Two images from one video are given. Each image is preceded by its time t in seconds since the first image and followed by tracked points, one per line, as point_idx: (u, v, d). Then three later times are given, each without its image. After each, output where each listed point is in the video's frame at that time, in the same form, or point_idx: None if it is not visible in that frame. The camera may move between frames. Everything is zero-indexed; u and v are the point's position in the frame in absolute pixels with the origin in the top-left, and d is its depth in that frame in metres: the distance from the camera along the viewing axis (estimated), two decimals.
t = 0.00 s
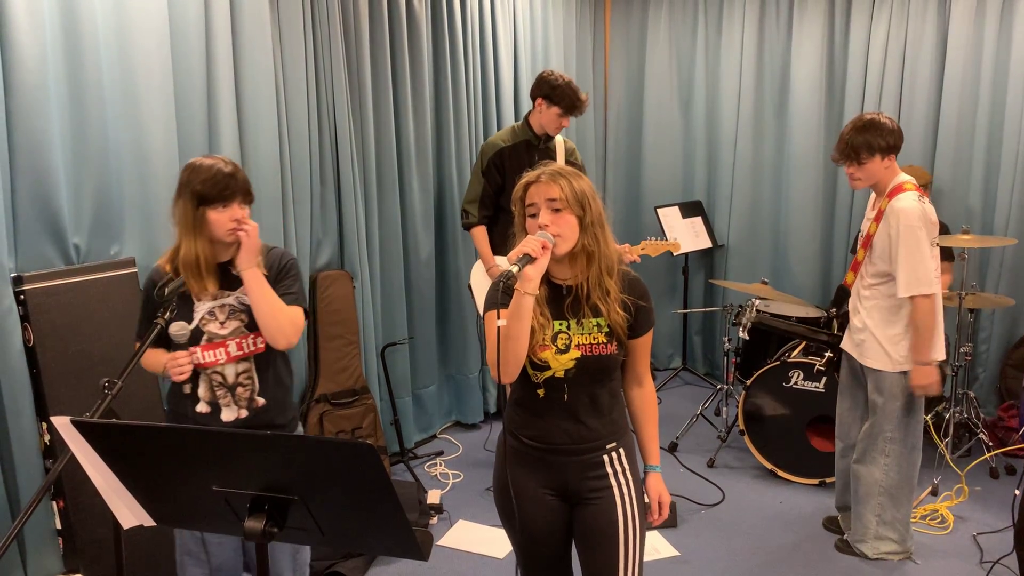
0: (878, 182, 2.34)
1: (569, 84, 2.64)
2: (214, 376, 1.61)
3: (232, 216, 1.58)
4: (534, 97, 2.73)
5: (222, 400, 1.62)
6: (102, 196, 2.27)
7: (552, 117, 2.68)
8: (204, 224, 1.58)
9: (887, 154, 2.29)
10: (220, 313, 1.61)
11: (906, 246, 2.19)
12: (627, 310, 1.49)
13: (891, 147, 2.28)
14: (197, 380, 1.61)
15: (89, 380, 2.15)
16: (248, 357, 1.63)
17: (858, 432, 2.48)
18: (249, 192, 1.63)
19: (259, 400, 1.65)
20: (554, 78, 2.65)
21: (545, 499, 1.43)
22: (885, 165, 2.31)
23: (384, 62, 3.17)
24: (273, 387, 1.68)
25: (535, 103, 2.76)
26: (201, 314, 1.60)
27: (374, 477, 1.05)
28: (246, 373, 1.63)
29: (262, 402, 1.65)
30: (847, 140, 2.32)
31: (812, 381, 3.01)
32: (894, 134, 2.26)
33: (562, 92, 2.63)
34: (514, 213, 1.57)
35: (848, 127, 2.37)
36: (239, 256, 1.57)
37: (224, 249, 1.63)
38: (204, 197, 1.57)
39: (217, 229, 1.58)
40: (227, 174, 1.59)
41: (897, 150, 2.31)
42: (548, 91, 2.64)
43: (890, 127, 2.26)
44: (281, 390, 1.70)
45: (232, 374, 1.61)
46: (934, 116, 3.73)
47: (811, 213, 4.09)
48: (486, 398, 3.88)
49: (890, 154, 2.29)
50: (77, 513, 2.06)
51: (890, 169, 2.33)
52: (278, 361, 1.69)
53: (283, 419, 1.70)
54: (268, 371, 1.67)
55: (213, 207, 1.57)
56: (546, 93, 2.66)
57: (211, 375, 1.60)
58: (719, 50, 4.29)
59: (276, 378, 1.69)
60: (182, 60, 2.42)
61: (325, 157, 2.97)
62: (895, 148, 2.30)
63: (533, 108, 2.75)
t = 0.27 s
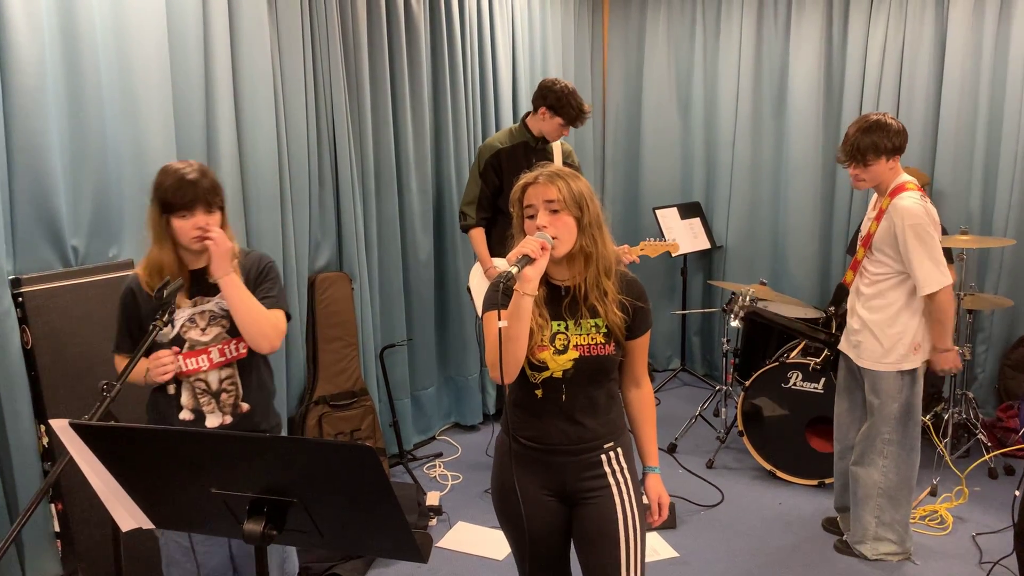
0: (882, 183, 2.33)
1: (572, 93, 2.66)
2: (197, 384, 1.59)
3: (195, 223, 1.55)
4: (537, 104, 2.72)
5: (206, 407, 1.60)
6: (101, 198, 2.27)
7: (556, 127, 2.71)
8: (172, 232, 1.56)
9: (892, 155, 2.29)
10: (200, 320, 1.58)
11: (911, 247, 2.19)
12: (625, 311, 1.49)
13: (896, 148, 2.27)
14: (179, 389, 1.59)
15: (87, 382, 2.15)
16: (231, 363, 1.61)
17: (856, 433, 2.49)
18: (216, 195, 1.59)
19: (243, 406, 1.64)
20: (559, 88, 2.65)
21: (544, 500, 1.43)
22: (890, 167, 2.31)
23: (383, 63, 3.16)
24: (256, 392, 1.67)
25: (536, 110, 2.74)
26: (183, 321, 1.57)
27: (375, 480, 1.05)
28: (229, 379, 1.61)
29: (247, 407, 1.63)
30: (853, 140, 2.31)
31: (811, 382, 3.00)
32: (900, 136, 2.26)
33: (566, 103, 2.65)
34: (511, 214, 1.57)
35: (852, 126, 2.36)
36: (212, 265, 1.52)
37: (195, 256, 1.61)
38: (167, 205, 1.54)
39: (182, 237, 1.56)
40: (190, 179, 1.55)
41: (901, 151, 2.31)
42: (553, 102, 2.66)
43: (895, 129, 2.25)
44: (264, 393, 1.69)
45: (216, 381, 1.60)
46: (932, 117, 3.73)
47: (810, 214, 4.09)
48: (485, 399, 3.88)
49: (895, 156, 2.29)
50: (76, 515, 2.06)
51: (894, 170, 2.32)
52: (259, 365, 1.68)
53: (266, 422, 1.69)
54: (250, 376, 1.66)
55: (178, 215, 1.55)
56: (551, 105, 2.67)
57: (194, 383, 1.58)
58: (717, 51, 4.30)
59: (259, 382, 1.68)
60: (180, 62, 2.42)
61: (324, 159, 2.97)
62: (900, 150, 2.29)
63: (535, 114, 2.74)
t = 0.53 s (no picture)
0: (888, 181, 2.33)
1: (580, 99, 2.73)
2: (190, 382, 1.59)
3: (173, 220, 1.54)
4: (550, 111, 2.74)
5: (199, 405, 1.60)
6: (100, 199, 2.26)
7: (565, 131, 2.78)
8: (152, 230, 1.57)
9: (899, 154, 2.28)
10: (189, 318, 1.58)
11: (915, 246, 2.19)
12: (625, 311, 1.49)
13: (905, 147, 2.26)
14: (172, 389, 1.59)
15: (87, 383, 2.15)
16: (222, 360, 1.61)
17: (857, 433, 2.49)
18: (192, 191, 1.58)
19: (237, 402, 1.64)
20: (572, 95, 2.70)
21: (543, 500, 1.43)
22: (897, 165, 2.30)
23: (382, 64, 3.16)
24: (249, 388, 1.67)
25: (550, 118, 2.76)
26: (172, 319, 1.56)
27: (375, 482, 1.05)
28: (222, 376, 1.61)
29: (241, 404, 1.63)
30: (862, 137, 2.30)
31: (811, 381, 3.00)
32: (909, 135, 2.24)
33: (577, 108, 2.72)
34: (514, 214, 1.57)
35: (862, 123, 2.34)
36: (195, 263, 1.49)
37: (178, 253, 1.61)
38: (145, 203, 1.54)
39: (162, 235, 1.55)
40: (165, 176, 1.54)
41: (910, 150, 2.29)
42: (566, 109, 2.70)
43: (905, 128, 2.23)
44: (257, 391, 1.69)
45: (208, 379, 1.59)
46: (931, 116, 3.73)
47: (809, 214, 4.09)
48: (485, 399, 3.88)
49: (903, 154, 2.28)
50: (76, 516, 2.06)
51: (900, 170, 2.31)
52: (251, 362, 1.68)
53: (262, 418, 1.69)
54: (243, 373, 1.65)
55: (156, 212, 1.54)
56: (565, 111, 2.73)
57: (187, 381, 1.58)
58: (716, 51, 4.30)
59: (252, 380, 1.68)
60: (179, 63, 2.42)
61: (323, 159, 2.97)
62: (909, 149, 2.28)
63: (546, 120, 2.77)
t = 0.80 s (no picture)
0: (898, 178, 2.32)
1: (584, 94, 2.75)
2: (190, 381, 1.59)
3: (165, 219, 1.54)
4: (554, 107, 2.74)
5: (199, 404, 1.60)
6: (101, 197, 2.26)
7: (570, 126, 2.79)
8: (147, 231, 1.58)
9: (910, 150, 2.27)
10: (190, 316, 1.58)
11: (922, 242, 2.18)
12: (624, 305, 1.48)
13: (916, 143, 2.25)
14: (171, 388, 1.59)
15: (89, 381, 2.15)
16: (223, 359, 1.61)
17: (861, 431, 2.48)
18: (182, 189, 1.57)
19: (237, 402, 1.63)
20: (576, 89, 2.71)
21: (547, 498, 1.43)
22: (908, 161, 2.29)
23: (383, 62, 3.16)
24: (248, 387, 1.67)
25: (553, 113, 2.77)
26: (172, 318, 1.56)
27: (377, 479, 1.04)
28: (222, 375, 1.61)
29: (241, 403, 1.62)
30: (873, 132, 2.30)
31: (813, 378, 3.00)
32: (920, 131, 2.24)
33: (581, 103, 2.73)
34: (522, 208, 1.56)
35: (873, 119, 2.34)
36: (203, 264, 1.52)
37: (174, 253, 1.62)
38: (137, 204, 1.55)
39: (156, 235, 1.56)
40: (155, 175, 1.54)
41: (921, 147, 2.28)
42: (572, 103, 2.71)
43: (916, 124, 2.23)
44: (257, 389, 1.69)
45: (208, 378, 1.59)
46: (934, 113, 3.72)
47: (811, 211, 4.08)
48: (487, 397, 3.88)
49: (914, 151, 2.27)
50: (79, 514, 2.06)
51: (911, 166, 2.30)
52: (250, 360, 1.68)
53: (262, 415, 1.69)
54: (243, 372, 1.65)
55: (148, 212, 1.55)
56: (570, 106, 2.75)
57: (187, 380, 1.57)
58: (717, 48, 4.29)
59: (251, 379, 1.68)
60: (180, 61, 2.42)
61: (325, 157, 2.96)
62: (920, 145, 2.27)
63: (553, 117, 2.78)
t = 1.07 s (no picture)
0: (911, 172, 2.30)
1: (580, 86, 2.69)
2: (195, 385, 1.59)
3: (167, 219, 1.54)
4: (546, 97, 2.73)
5: (203, 408, 1.60)
6: (105, 194, 2.26)
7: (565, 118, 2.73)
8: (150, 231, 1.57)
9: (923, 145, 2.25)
10: (198, 320, 1.58)
11: (934, 237, 2.17)
12: (622, 304, 1.46)
13: (928, 138, 2.23)
14: (176, 392, 1.59)
15: (93, 378, 2.15)
16: (228, 364, 1.61)
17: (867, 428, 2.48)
18: (184, 189, 1.56)
19: (240, 407, 1.64)
20: (569, 80, 2.68)
21: (552, 493, 1.43)
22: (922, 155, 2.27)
23: (386, 59, 3.15)
24: (251, 392, 1.68)
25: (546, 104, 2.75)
26: (181, 321, 1.56)
27: (383, 476, 1.04)
28: (226, 380, 1.62)
29: (245, 408, 1.64)
30: (886, 127, 2.28)
31: (816, 375, 2.98)
32: (932, 125, 2.22)
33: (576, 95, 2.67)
34: (523, 200, 1.53)
35: (886, 113, 2.33)
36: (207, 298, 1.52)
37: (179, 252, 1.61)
38: (139, 204, 1.54)
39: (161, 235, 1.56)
40: (156, 176, 1.54)
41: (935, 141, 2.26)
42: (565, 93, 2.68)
43: (929, 119, 2.21)
44: (259, 393, 1.70)
45: (213, 382, 1.60)
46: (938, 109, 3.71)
47: (815, 207, 4.07)
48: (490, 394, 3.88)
49: (926, 145, 2.25)
50: (83, 512, 2.06)
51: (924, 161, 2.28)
52: (255, 364, 1.68)
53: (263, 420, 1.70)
54: (247, 376, 1.66)
55: (151, 213, 1.55)
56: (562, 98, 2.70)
57: (192, 383, 1.58)
58: (721, 44, 4.28)
59: (254, 382, 1.69)
60: (182, 58, 2.42)
61: (327, 154, 2.96)
62: (932, 139, 2.25)
63: (546, 105, 2.75)
